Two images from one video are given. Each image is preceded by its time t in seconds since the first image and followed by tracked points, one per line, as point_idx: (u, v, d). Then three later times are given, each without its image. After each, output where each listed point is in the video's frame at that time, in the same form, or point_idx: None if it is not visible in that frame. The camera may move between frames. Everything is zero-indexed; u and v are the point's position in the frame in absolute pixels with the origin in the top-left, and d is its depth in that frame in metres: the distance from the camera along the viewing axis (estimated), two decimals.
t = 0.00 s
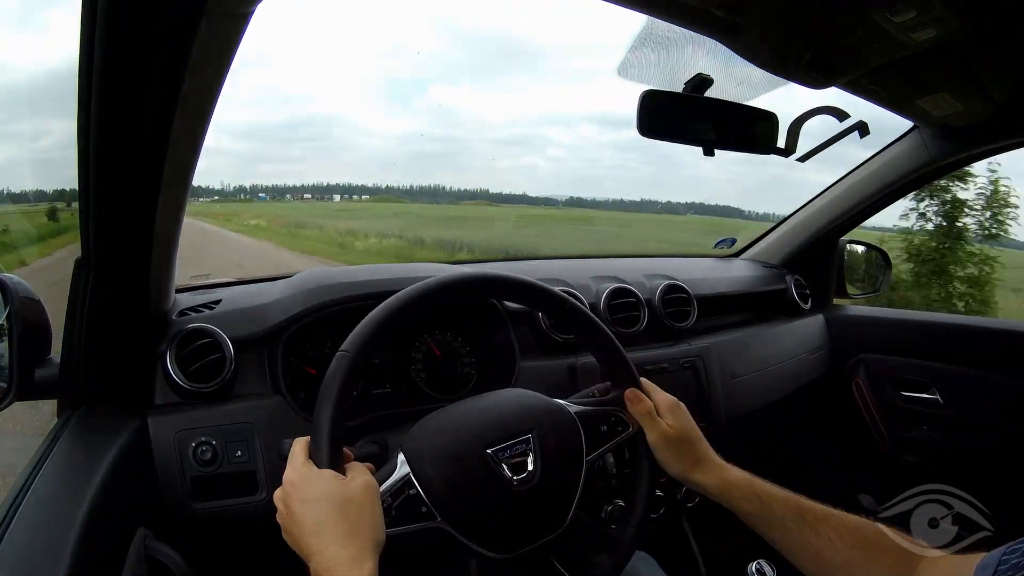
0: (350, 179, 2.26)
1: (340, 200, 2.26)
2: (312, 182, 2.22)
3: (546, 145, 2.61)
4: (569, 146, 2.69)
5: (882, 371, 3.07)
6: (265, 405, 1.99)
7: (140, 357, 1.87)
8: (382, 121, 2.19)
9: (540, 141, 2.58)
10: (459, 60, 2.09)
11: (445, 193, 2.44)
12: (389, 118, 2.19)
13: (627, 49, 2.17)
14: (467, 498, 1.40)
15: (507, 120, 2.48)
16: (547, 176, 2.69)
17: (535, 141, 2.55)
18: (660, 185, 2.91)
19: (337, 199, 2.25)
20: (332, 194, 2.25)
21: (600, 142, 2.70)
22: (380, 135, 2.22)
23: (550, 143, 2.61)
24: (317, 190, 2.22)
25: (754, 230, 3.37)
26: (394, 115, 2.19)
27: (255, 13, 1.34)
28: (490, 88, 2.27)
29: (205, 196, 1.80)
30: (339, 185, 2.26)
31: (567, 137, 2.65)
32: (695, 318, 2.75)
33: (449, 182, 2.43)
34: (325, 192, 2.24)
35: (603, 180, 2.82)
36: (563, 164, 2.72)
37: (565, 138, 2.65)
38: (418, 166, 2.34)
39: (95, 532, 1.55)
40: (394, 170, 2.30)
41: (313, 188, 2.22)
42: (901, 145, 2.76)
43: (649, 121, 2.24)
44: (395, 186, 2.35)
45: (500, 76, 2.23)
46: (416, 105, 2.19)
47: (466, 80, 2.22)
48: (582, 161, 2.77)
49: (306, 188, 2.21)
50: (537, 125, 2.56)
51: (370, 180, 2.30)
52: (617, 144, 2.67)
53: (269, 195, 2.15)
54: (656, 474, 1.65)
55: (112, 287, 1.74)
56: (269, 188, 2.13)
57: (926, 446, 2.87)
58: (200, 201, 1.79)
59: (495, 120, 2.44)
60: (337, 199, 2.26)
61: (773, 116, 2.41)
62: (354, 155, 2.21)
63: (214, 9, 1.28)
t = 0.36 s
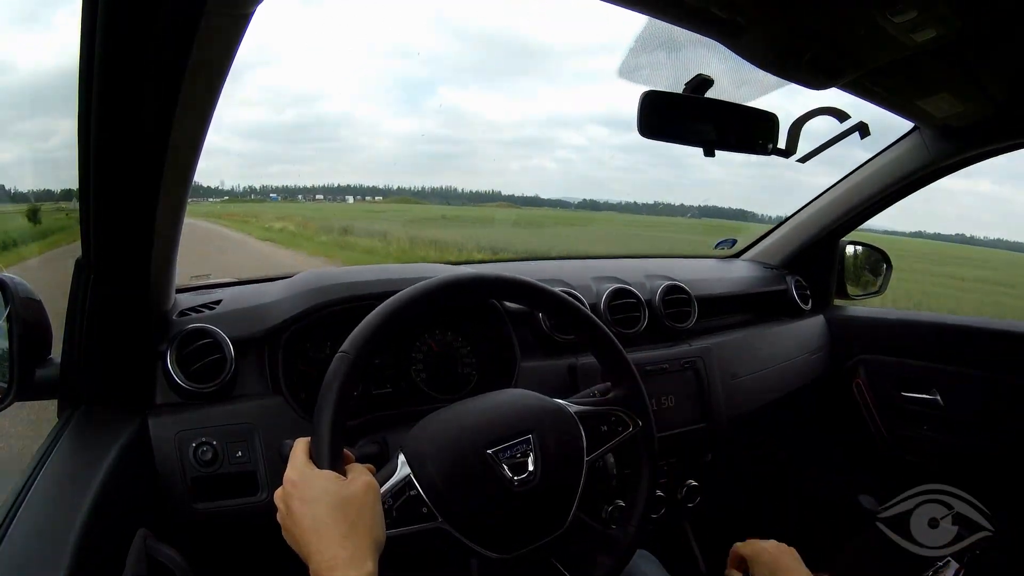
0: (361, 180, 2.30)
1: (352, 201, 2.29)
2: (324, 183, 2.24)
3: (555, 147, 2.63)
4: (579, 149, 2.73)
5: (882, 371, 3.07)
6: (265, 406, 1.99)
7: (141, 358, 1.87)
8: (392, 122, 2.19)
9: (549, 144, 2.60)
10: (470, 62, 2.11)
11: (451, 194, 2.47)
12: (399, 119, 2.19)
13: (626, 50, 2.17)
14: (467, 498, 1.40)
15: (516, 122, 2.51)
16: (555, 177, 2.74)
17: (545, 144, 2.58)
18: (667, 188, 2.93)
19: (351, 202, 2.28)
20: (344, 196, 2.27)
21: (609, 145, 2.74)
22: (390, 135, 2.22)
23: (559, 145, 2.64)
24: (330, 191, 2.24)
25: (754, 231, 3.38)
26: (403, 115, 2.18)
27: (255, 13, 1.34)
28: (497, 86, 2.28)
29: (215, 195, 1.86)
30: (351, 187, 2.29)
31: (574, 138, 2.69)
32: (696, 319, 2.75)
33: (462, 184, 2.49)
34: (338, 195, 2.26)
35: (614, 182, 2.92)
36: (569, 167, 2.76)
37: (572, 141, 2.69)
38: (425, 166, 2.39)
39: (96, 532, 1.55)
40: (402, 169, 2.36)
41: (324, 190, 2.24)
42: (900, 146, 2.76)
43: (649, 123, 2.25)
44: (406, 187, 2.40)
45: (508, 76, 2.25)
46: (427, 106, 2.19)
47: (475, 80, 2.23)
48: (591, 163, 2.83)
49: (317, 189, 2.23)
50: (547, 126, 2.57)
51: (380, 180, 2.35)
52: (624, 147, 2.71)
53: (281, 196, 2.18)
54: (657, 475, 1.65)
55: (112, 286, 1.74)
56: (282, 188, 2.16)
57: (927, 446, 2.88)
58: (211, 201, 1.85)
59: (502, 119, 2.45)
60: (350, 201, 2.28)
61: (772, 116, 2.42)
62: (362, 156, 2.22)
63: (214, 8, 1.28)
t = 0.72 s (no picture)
0: (373, 181, 2.33)
1: (365, 202, 2.33)
2: (334, 184, 2.28)
3: (564, 149, 2.60)
4: (589, 150, 2.69)
5: (882, 372, 3.07)
6: (265, 407, 1.99)
7: (140, 359, 1.87)
8: (401, 123, 2.20)
9: (560, 145, 2.58)
10: (481, 62, 2.11)
11: (462, 193, 2.48)
12: (410, 121, 2.19)
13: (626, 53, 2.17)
14: (468, 498, 1.40)
15: (524, 124, 2.51)
16: (564, 180, 2.75)
17: (556, 145, 2.56)
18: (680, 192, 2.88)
19: (364, 202, 2.33)
20: (357, 196, 2.32)
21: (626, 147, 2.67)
22: (400, 137, 2.23)
23: (570, 147, 2.61)
24: (341, 191, 2.28)
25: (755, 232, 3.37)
26: (413, 117, 2.18)
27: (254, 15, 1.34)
28: (507, 86, 2.28)
29: (220, 195, 1.88)
30: (364, 187, 2.33)
31: (587, 139, 2.62)
32: (696, 319, 2.75)
33: (473, 185, 2.49)
34: (351, 194, 2.31)
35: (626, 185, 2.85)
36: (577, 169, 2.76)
37: (583, 142, 2.63)
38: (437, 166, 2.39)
39: (95, 534, 1.54)
40: (413, 170, 2.36)
41: (336, 190, 2.28)
42: (899, 146, 2.77)
43: (649, 124, 2.25)
44: (418, 187, 2.42)
45: (520, 77, 2.24)
46: (437, 107, 2.19)
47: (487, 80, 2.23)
48: (603, 165, 2.77)
49: (329, 190, 2.27)
50: (556, 129, 2.55)
51: (391, 181, 2.36)
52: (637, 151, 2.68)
53: (294, 196, 2.20)
54: (657, 475, 1.65)
55: (112, 287, 1.74)
56: (294, 190, 2.19)
57: (926, 446, 2.88)
58: (219, 202, 1.89)
59: (515, 122, 2.44)
60: (363, 201, 2.33)
61: (772, 118, 2.44)
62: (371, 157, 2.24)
63: (214, 10, 1.27)
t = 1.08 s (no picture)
0: (384, 184, 2.27)
1: (381, 204, 2.29)
2: (347, 186, 2.24)
3: (575, 150, 2.62)
4: (600, 152, 2.71)
5: (881, 372, 3.07)
6: (264, 406, 1.98)
7: (140, 358, 1.87)
8: (407, 124, 2.18)
9: (570, 146, 2.60)
10: (485, 62, 2.10)
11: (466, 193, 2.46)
12: (417, 122, 2.18)
13: (625, 51, 2.16)
14: (466, 497, 1.40)
15: (536, 126, 2.51)
16: (576, 183, 2.75)
17: (567, 146, 2.58)
18: (682, 191, 2.91)
19: (375, 203, 2.28)
20: (372, 199, 2.27)
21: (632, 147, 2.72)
22: (405, 137, 2.21)
23: (580, 149, 2.63)
24: (354, 194, 2.24)
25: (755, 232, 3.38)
26: (421, 118, 2.18)
27: (254, 14, 1.34)
28: (521, 88, 2.30)
29: (224, 198, 1.90)
30: (377, 189, 2.27)
31: (597, 141, 2.67)
32: (695, 319, 2.75)
33: (483, 187, 2.47)
34: (365, 197, 2.25)
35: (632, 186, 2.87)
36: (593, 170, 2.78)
37: (593, 144, 2.67)
38: (446, 170, 2.37)
39: (94, 533, 1.54)
40: (422, 171, 2.31)
41: (349, 193, 2.24)
42: (899, 146, 2.77)
43: (649, 124, 2.25)
44: (431, 190, 2.38)
45: (532, 78, 2.27)
46: (445, 109, 2.19)
47: (495, 82, 2.24)
48: (613, 165, 2.80)
49: (342, 192, 2.23)
50: (567, 130, 2.59)
51: (405, 184, 2.32)
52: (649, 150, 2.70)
53: (300, 199, 2.17)
54: (656, 474, 1.65)
55: (112, 286, 1.75)
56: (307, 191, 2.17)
57: (925, 445, 2.89)
58: (227, 204, 1.93)
59: (522, 123, 2.44)
60: (378, 203, 2.28)
61: (772, 118, 2.44)
62: (385, 158, 2.22)
63: (212, 7, 1.27)
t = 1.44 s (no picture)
0: (403, 186, 2.36)
1: (396, 204, 2.34)
2: (361, 188, 2.28)
3: (586, 150, 2.68)
4: (611, 153, 2.77)
5: (882, 372, 3.08)
6: (265, 408, 1.98)
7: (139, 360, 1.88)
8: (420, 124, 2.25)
9: (583, 146, 2.66)
10: (501, 63, 2.20)
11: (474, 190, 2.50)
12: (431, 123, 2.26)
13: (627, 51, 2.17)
14: (468, 498, 1.40)
15: (549, 126, 2.62)
16: (589, 182, 2.84)
17: (578, 147, 2.64)
18: (688, 190, 2.94)
19: (392, 204, 2.33)
20: (386, 199, 2.32)
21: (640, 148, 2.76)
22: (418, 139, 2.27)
23: (591, 149, 2.69)
24: (369, 195, 2.29)
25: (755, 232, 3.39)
26: (434, 118, 2.27)
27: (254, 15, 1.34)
28: (532, 90, 2.43)
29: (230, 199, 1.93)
30: (392, 191, 2.33)
31: (609, 142, 2.70)
32: (696, 320, 2.75)
33: (497, 188, 2.54)
34: (381, 198, 2.31)
35: (644, 185, 2.93)
36: (599, 171, 2.84)
37: (603, 144, 2.71)
38: (459, 171, 2.45)
39: (95, 536, 1.54)
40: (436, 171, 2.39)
41: (364, 194, 2.28)
42: (899, 146, 2.78)
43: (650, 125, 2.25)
44: (444, 189, 2.45)
45: (539, 80, 2.37)
46: (457, 107, 2.28)
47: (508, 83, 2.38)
48: (624, 165, 2.87)
49: (357, 193, 2.28)
50: (579, 130, 2.68)
51: (419, 184, 2.40)
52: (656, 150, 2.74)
53: (317, 200, 2.21)
54: (657, 476, 1.65)
55: (112, 287, 1.74)
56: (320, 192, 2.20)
57: (926, 445, 2.88)
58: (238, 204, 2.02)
59: (533, 123, 2.53)
60: (393, 204, 2.33)
61: (772, 120, 2.45)
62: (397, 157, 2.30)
63: (214, 10, 1.27)
